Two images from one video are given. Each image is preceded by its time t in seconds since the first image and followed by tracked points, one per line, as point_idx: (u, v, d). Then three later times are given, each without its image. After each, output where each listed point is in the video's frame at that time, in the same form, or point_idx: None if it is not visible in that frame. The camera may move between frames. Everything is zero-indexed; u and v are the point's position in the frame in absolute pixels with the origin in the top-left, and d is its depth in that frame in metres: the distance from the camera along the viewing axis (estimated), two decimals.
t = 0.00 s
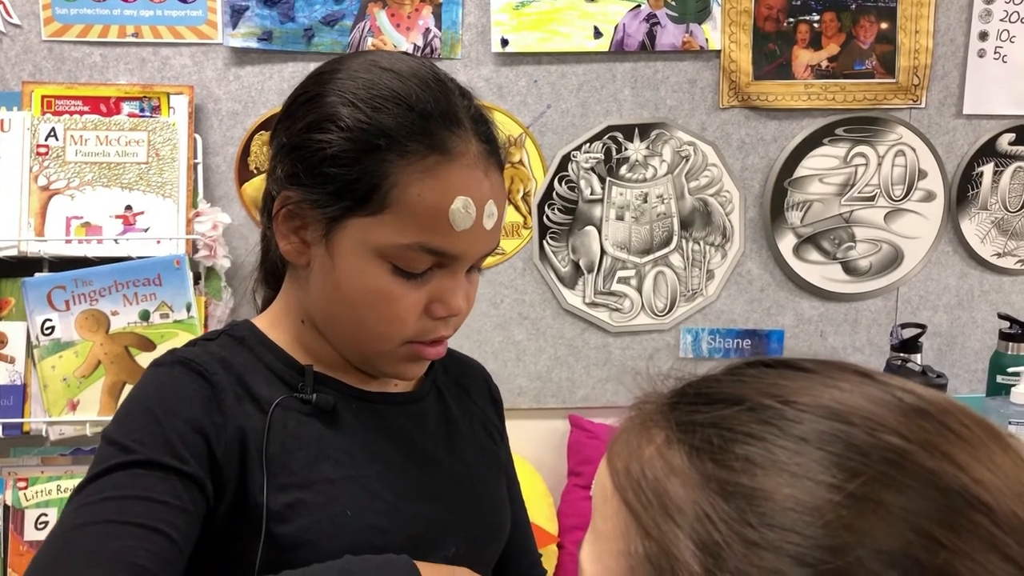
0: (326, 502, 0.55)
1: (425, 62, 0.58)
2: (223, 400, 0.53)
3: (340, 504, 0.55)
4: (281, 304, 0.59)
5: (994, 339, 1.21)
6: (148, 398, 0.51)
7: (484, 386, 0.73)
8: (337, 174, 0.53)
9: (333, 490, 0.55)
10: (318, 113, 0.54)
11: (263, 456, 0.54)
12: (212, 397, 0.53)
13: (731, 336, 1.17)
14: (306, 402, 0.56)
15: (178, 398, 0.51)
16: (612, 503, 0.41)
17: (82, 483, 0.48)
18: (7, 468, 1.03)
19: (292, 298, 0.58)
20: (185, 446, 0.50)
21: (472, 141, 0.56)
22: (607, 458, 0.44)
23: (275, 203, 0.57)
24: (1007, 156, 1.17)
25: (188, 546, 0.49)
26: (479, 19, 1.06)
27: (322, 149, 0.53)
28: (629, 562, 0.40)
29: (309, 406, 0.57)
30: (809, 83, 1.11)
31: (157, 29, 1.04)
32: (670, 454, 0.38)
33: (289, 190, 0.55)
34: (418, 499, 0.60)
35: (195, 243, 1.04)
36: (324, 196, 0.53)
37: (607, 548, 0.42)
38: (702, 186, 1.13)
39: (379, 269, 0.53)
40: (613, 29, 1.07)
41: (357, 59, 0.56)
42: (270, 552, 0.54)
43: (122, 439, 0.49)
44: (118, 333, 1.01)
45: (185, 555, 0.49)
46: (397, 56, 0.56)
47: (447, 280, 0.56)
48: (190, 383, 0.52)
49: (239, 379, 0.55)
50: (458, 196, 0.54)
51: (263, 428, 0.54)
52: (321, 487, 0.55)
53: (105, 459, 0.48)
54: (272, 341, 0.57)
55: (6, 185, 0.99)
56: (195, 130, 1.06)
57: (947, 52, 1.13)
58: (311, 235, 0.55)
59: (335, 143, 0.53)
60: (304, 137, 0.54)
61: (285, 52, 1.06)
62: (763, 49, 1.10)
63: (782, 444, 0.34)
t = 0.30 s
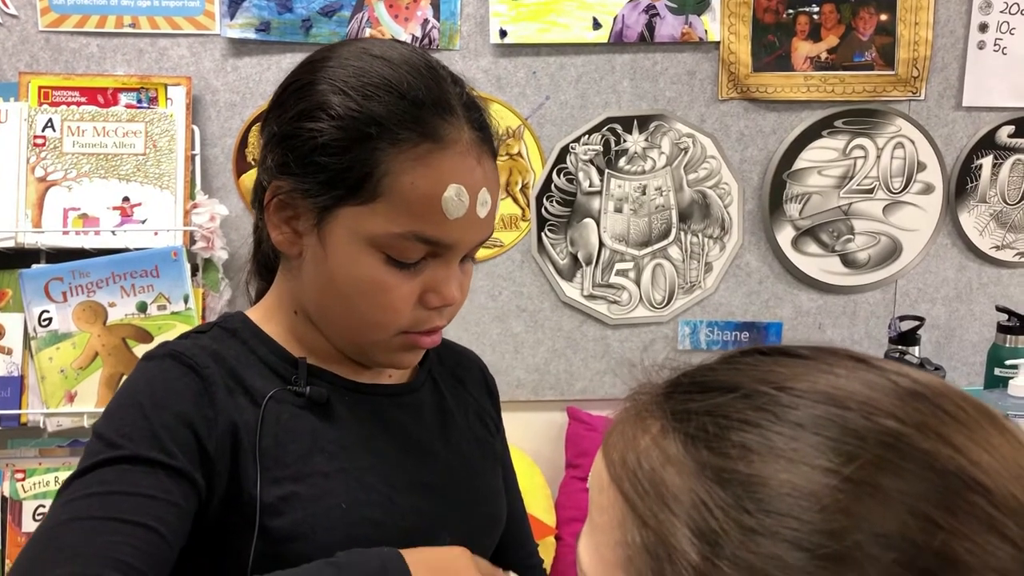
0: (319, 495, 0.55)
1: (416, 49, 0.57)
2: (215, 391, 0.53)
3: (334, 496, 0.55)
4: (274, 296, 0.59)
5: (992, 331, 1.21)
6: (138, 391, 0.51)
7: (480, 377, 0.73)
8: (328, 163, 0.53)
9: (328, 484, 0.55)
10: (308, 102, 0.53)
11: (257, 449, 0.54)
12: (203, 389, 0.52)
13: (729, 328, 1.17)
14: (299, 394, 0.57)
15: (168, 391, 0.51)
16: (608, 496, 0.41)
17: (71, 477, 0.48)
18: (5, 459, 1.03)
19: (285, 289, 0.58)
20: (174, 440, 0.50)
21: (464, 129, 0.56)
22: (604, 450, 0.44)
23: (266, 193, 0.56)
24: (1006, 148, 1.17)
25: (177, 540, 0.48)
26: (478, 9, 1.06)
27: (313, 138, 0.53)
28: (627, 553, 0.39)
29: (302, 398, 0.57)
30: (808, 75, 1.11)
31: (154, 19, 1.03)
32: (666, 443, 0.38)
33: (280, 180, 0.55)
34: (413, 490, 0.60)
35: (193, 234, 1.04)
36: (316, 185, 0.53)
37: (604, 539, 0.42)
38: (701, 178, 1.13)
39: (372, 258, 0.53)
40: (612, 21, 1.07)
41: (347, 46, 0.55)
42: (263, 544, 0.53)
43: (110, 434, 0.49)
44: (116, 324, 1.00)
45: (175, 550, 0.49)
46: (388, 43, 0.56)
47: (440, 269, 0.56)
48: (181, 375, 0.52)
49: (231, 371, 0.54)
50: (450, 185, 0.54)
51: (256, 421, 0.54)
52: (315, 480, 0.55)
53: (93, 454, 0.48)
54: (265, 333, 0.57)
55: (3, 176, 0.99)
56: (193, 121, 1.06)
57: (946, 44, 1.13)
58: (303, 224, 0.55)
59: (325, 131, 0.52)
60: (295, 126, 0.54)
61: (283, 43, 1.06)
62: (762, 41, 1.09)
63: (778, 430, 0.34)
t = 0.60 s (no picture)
0: (316, 487, 0.55)
1: (409, 41, 0.57)
2: (211, 383, 0.53)
3: (331, 489, 0.55)
4: (270, 289, 0.59)
5: (990, 325, 1.21)
6: (134, 382, 0.50)
7: (476, 370, 0.73)
8: (322, 155, 0.52)
9: (323, 475, 0.55)
10: (302, 93, 0.53)
11: (254, 441, 0.53)
12: (198, 380, 0.52)
13: (727, 322, 1.17)
14: (295, 386, 0.56)
15: (163, 381, 0.51)
16: (616, 492, 0.41)
17: (62, 466, 0.48)
18: (3, 453, 1.03)
19: (280, 282, 0.58)
20: (168, 430, 0.49)
21: (459, 120, 0.56)
22: (609, 445, 0.43)
23: (261, 186, 0.56)
24: (1004, 142, 1.17)
25: (168, 530, 0.48)
26: (476, 2, 1.05)
27: (307, 130, 0.53)
28: (636, 547, 0.39)
29: (298, 391, 0.56)
30: (807, 68, 1.11)
31: (152, 12, 1.03)
32: (673, 437, 0.38)
33: (275, 173, 0.55)
34: (410, 483, 0.60)
35: (191, 228, 1.04)
36: (311, 177, 0.53)
37: (611, 534, 0.41)
38: (699, 171, 1.13)
39: (367, 250, 0.53)
40: (611, 13, 1.07)
41: (341, 38, 0.55)
42: (261, 537, 0.53)
43: (102, 423, 0.48)
44: (113, 318, 1.00)
45: (164, 540, 0.48)
46: (381, 35, 0.56)
47: (436, 261, 0.56)
48: (177, 366, 0.52)
49: (229, 364, 0.55)
50: (445, 176, 0.54)
51: (252, 414, 0.54)
52: (312, 473, 0.55)
53: (84, 443, 0.48)
54: (262, 326, 0.57)
55: None
56: (190, 114, 1.06)
57: (945, 37, 1.13)
58: (298, 217, 0.55)
59: (320, 123, 0.52)
60: (289, 118, 0.54)
61: (281, 36, 1.06)
62: (760, 33, 1.09)
63: (786, 422, 0.34)
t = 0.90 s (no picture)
0: (317, 483, 0.55)
1: (413, 37, 0.57)
2: (210, 378, 0.53)
3: (333, 484, 0.55)
4: (270, 285, 0.59)
5: (988, 320, 1.22)
6: (134, 373, 0.50)
7: (475, 366, 0.73)
8: (326, 151, 0.52)
9: (325, 471, 0.55)
10: (306, 89, 0.53)
11: (255, 436, 0.54)
12: (198, 374, 0.52)
13: (726, 317, 1.17)
14: (296, 383, 0.57)
15: (162, 374, 0.51)
16: (631, 490, 0.40)
17: (60, 452, 0.48)
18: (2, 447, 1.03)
19: (282, 278, 0.58)
20: (162, 423, 0.49)
21: (463, 117, 0.56)
22: (625, 444, 0.42)
23: (263, 182, 0.56)
24: (1004, 137, 1.17)
25: (158, 521, 0.48)
26: None
27: (311, 126, 0.52)
28: (651, 548, 0.38)
29: (300, 388, 0.57)
30: (806, 63, 1.11)
31: (151, 7, 1.03)
32: (692, 438, 0.37)
33: (277, 169, 0.55)
34: (411, 479, 0.60)
35: (190, 222, 1.04)
36: (315, 173, 0.53)
37: (625, 534, 0.40)
38: (699, 166, 1.13)
39: (371, 246, 0.53)
40: (610, 9, 1.07)
41: (345, 34, 0.55)
42: (262, 533, 0.53)
43: (99, 413, 0.48)
44: (113, 313, 1.00)
45: (154, 532, 0.48)
46: (385, 31, 0.56)
47: (439, 257, 0.56)
48: (177, 360, 0.52)
49: (228, 358, 0.55)
50: (449, 173, 0.54)
51: (252, 410, 0.54)
52: (313, 470, 0.55)
53: (81, 432, 0.48)
54: (263, 323, 0.57)
55: None
56: (190, 109, 1.06)
57: (944, 33, 1.13)
58: (301, 213, 0.55)
59: (324, 119, 0.52)
60: (293, 114, 0.53)
61: (280, 31, 1.05)
62: (760, 29, 1.09)
63: (806, 424, 0.33)
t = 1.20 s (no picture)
0: (316, 481, 0.55)
1: (411, 31, 0.56)
2: (208, 374, 0.53)
3: (332, 482, 0.55)
4: (270, 281, 0.59)
5: (989, 317, 1.22)
6: (129, 370, 0.50)
7: (478, 361, 0.73)
8: (322, 148, 0.52)
9: (325, 468, 0.55)
10: (303, 85, 0.53)
11: (253, 433, 0.54)
12: (195, 371, 0.52)
13: (726, 314, 1.17)
14: (296, 380, 0.57)
15: (159, 370, 0.51)
16: (644, 493, 0.39)
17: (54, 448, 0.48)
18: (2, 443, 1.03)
19: (281, 275, 0.58)
20: (157, 420, 0.49)
21: (461, 113, 0.55)
22: (638, 445, 0.41)
23: (260, 178, 0.56)
24: (1006, 134, 1.16)
25: (151, 519, 0.47)
26: None
27: (307, 123, 0.52)
28: (662, 552, 0.37)
29: (299, 384, 0.57)
30: (808, 59, 1.11)
31: (151, 3, 1.03)
32: (707, 441, 0.36)
33: (274, 166, 0.55)
34: (412, 476, 0.60)
35: (191, 218, 1.04)
36: (310, 170, 0.53)
37: (637, 538, 0.39)
38: (700, 163, 1.13)
39: (368, 244, 0.53)
40: (611, 4, 1.06)
41: (342, 29, 0.55)
42: (262, 530, 0.53)
43: (94, 410, 0.48)
44: (113, 309, 1.00)
45: (145, 530, 0.47)
46: (383, 26, 0.55)
47: (437, 255, 0.55)
48: (174, 357, 0.52)
49: (225, 353, 0.55)
50: (446, 170, 0.54)
51: (251, 406, 0.54)
52: (312, 467, 0.55)
53: (75, 428, 0.48)
54: (263, 319, 0.57)
55: None
56: (190, 105, 1.05)
57: (946, 29, 1.12)
58: (299, 210, 0.55)
59: (320, 116, 0.52)
60: (289, 110, 0.53)
61: (280, 27, 1.05)
62: (762, 25, 1.09)
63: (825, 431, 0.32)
